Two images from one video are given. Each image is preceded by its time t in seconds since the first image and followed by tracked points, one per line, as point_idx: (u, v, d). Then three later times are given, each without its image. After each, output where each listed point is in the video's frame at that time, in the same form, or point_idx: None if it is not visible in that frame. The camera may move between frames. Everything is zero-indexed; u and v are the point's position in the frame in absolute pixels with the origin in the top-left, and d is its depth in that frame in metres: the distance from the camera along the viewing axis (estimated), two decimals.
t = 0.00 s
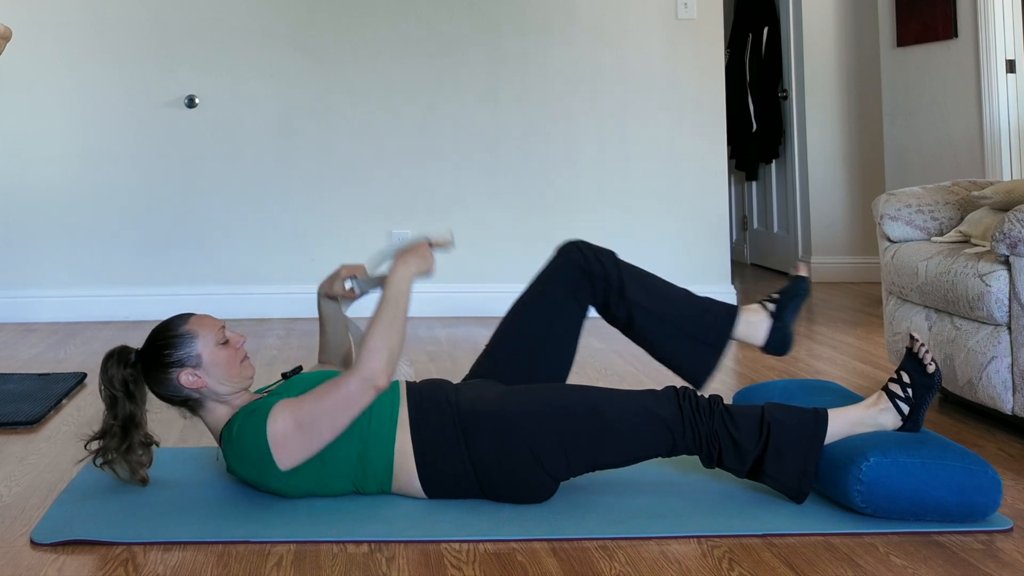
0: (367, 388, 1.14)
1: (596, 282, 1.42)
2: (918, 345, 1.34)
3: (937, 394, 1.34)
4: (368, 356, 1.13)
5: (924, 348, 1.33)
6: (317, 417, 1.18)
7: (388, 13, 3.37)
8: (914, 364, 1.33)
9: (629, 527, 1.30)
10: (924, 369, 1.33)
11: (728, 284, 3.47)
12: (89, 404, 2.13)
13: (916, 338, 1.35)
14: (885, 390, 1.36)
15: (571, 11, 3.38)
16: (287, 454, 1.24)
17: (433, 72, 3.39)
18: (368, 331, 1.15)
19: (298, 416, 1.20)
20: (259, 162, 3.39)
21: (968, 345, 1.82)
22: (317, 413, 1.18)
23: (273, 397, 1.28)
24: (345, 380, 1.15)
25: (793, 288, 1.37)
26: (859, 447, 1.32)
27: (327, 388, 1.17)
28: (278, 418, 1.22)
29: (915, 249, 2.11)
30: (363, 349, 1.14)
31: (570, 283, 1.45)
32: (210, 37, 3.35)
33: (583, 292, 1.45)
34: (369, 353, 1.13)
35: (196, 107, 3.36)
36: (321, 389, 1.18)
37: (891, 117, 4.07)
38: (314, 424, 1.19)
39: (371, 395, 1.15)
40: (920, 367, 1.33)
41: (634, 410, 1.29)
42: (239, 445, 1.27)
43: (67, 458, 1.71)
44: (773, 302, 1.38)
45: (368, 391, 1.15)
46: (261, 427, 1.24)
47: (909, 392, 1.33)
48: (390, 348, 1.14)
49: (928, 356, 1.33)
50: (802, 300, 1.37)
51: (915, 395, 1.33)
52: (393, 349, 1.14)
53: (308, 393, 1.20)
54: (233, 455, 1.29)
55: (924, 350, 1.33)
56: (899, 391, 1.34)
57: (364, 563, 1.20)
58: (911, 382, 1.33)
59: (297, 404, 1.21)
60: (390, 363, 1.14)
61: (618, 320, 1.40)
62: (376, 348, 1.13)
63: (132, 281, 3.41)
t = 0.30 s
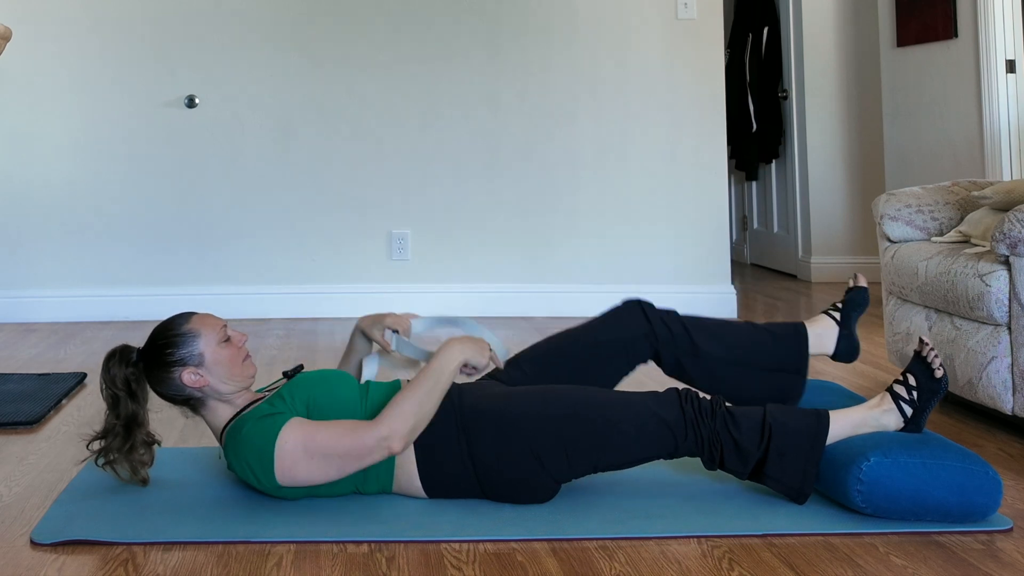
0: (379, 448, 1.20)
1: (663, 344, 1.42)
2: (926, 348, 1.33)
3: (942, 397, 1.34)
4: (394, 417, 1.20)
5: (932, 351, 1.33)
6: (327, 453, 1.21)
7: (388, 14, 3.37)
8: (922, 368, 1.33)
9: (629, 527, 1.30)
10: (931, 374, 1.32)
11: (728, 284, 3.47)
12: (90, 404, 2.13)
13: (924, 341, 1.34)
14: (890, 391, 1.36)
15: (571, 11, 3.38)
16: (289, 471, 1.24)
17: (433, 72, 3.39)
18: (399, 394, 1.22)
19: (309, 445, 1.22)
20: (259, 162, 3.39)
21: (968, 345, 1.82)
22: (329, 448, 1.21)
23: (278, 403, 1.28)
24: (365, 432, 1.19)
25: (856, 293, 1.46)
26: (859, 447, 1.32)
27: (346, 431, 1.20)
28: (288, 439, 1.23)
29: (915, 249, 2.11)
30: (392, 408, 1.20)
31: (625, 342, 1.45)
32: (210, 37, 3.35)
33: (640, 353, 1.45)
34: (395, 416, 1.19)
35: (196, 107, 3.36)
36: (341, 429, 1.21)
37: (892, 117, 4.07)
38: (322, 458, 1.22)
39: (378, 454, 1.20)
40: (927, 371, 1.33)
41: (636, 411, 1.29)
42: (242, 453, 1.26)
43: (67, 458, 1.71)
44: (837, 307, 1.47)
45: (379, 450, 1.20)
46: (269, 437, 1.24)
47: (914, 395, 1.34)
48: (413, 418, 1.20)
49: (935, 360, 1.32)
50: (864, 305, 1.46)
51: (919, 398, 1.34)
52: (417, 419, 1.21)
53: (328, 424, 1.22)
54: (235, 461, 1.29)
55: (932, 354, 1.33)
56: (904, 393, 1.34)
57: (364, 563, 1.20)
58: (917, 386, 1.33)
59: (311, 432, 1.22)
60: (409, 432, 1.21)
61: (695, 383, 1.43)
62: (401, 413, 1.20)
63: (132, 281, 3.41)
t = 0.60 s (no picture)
0: (377, 462, 1.21)
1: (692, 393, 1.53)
2: (932, 351, 1.38)
3: (942, 401, 1.39)
4: (392, 431, 1.22)
5: (938, 355, 1.38)
6: (324, 462, 1.22)
7: (388, 14, 3.37)
8: (926, 370, 1.38)
9: (629, 527, 1.30)
10: (936, 376, 1.38)
11: (728, 284, 3.47)
12: (90, 404, 2.13)
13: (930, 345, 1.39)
14: (893, 392, 1.40)
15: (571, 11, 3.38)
16: (286, 476, 1.24)
17: (433, 72, 3.39)
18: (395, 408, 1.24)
19: (307, 451, 1.22)
20: (258, 162, 3.39)
21: (968, 345, 1.82)
22: (327, 457, 1.22)
23: (278, 405, 1.28)
24: (366, 444, 1.21)
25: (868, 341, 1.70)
26: (859, 447, 1.32)
27: (345, 442, 1.21)
28: (287, 446, 1.23)
29: (915, 249, 2.11)
30: (389, 422, 1.22)
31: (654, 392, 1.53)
32: (210, 37, 3.35)
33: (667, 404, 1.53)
34: (394, 429, 1.22)
35: (196, 107, 3.36)
36: (341, 439, 1.22)
37: (892, 117, 4.07)
38: (317, 467, 1.22)
39: (374, 469, 1.22)
40: (932, 373, 1.38)
41: (636, 413, 1.29)
42: (241, 454, 1.26)
43: (67, 458, 1.71)
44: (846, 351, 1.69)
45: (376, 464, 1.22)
46: (267, 441, 1.24)
47: (916, 396, 1.38)
48: (411, 431, 1.22)
49: (940, 364, 1.38)
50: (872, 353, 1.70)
51: (922, 399, 1.38)
52: (413, 435, 1.23)
53: (329, 433, 1.23)
54: (234, 463, 1.29)
55: (937, 358, 1.38)
56: (907, 395, 1.39)
57: (364, 563, 1.20)
58: (921, 387, 1.38)
59: (312, 439, 1.23)
60: (406, 445, 1.22)
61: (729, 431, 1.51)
62: (399, 428, 1.22)
63: (132, 282, 3.41)
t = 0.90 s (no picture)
0: (368, 482, 1.22)
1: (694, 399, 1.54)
2: (943, 360, 1.37)
3: (947, 408, 1.39)
4: (375, 451, 1.21)
5: (949, 364, 1.37)
6: (318, 480, 1.23)
7: (388, 14, 3.37)
8: (937, 378, 1.38)
9: (629, 527, 1.30)
10: (943, 385, 1.38)
11: (728, 284, 3.47)
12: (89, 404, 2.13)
13: (943, 353, 1.38)
14: (897, 394, 1.41)
15: (572, 11, 3.38)
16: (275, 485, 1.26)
17: (433, 72, 3.39)
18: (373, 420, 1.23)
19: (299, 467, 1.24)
20: (259, 162, 3.39)
21: (968, 345, 1.82)
22: (320, 476, 1.23)
23: (270, 413, 1.29)
24: (353, 466, 1.21)
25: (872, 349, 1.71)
26: (860, 447, 1.32)
27: (334, 462, 1.22)
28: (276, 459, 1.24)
29: (915, 249, 2.11)
30: (369, 440, 1.22)
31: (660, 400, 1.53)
32: (210, 37, 3.35)
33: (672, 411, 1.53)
34: (376, 449, 1.21)
35: (196, 107, 3.36)
36: (329, 458, 1.22)
37: (892, 117, 4.07)
38: (311, 483, 1.24)
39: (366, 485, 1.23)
40: (940, 382, 1.38)
41: (638, 417, 1.29)
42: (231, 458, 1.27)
43: (67, 458, 1.71)
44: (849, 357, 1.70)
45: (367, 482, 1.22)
46: (257, 449, 1.24)
47: (921, 402, 1.38)
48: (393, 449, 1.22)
49: (951, 373, 1.37)
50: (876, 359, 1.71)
51: (927, 405, 1.38)
52: (396, 447, 1.23)
53: (316, 451, 1.24)
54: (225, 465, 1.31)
55: (948, 367, 1.37)
56: (912, 399, 1.39)
57: (364, 563, 1.20)
58: (927, 394, 1.38)
59: (303, 456, 1.24)
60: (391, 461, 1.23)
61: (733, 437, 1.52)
62: (381, 442, 1.21)
63: (132, 282, 3.41)
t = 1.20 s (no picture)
0: (350, 510, 1.25)
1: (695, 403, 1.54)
2: (962, 373, 1.38)
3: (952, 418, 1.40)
4: (360, 481, 1.24)
5: (967, 379, 1.38)
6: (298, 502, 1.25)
7: (388, 13, 3.37)
8: (952, 390, 1.38)
9: (629, 527, 1.30)
10: (958, 398, 1.38)
11: (728, 284, 3.47)
12: (89, 404, 2.13)
13: (961, 367, 1.39)
14: (906, 397, 1.41)
15: (572, 11, 3.38)
16: (256, 500, 1.27)
17: (433, 71, 3.39)
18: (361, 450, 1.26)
19: (282, 487, 1.25)
20: (259, 162, 3.39)
21: (968, 345, 1.82)
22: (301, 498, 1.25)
23: (259, 423, 1.30)
24: (337, 493, 1.24)
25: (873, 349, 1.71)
26: (860, 448, 1.32)
27: (318, 487, 1.24)
28: (262, 472, 1.25)
29: (915, 249, 2.11)
30: (355, 469, 1.25)
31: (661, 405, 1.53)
32: (210, 37, 3.35)
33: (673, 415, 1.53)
34: (361, 479, 1.24)
35: (196, 107, 3.36)
36: (315, 482, 1.25)
37: (892, 117, 4.07)
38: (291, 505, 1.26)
39: (347, 516, 1.26)
40: (955, 394, 1.38)
41: (641, 420, 1.29)
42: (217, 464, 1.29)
43: (67, 458, 1.71)
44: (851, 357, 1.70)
45: (349, 512, 1.25)
46: (246, 459, 1.25)
47: (929, 409, 1.39)
48: (377, 481, 1.25)
49: (967, 388, 1.37)
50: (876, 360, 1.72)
51: (935, 413, 1.39)
52: (380, 478, 1.26)
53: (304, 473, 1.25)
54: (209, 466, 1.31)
55: (965, 381, 1.38)
56: (920, 405, 1.39)
57: (364, 563, 1.20)
58: (938, 403, 1.39)
59: (289, 475, 1.25)
60: (375, 493, 1.25)
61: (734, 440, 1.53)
62: (366, 473, 1.24)
63: (132, 282, 3.41)
